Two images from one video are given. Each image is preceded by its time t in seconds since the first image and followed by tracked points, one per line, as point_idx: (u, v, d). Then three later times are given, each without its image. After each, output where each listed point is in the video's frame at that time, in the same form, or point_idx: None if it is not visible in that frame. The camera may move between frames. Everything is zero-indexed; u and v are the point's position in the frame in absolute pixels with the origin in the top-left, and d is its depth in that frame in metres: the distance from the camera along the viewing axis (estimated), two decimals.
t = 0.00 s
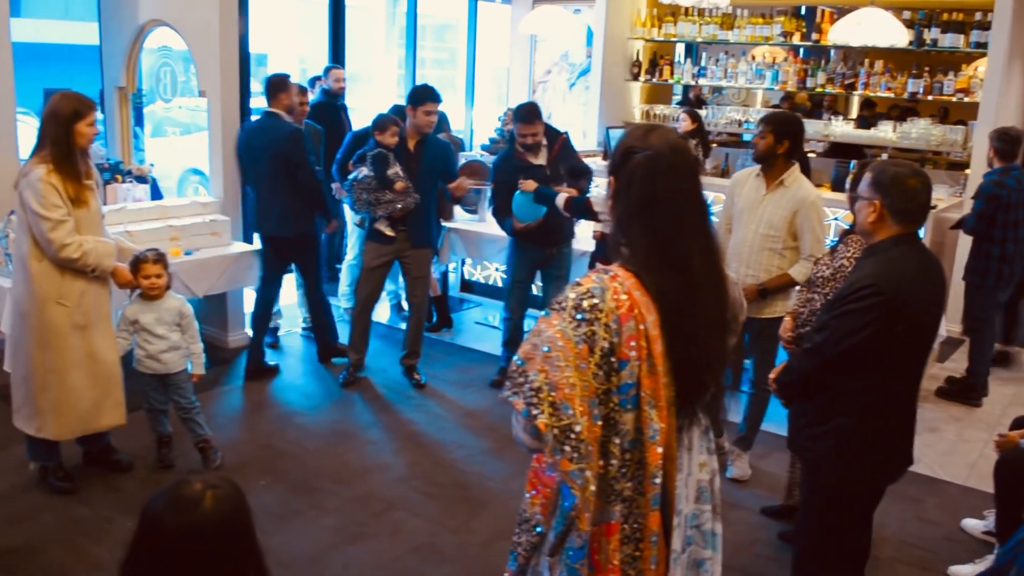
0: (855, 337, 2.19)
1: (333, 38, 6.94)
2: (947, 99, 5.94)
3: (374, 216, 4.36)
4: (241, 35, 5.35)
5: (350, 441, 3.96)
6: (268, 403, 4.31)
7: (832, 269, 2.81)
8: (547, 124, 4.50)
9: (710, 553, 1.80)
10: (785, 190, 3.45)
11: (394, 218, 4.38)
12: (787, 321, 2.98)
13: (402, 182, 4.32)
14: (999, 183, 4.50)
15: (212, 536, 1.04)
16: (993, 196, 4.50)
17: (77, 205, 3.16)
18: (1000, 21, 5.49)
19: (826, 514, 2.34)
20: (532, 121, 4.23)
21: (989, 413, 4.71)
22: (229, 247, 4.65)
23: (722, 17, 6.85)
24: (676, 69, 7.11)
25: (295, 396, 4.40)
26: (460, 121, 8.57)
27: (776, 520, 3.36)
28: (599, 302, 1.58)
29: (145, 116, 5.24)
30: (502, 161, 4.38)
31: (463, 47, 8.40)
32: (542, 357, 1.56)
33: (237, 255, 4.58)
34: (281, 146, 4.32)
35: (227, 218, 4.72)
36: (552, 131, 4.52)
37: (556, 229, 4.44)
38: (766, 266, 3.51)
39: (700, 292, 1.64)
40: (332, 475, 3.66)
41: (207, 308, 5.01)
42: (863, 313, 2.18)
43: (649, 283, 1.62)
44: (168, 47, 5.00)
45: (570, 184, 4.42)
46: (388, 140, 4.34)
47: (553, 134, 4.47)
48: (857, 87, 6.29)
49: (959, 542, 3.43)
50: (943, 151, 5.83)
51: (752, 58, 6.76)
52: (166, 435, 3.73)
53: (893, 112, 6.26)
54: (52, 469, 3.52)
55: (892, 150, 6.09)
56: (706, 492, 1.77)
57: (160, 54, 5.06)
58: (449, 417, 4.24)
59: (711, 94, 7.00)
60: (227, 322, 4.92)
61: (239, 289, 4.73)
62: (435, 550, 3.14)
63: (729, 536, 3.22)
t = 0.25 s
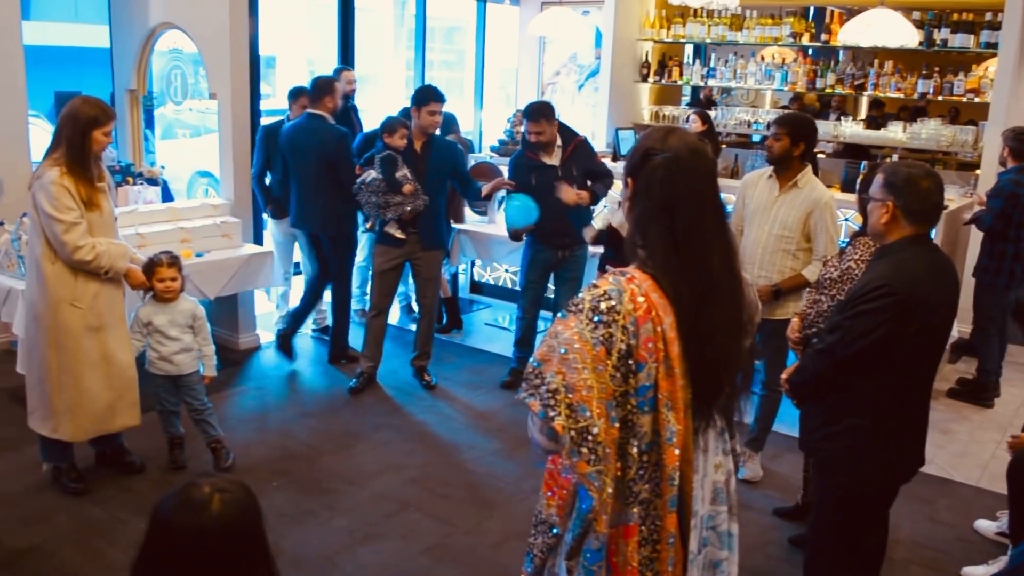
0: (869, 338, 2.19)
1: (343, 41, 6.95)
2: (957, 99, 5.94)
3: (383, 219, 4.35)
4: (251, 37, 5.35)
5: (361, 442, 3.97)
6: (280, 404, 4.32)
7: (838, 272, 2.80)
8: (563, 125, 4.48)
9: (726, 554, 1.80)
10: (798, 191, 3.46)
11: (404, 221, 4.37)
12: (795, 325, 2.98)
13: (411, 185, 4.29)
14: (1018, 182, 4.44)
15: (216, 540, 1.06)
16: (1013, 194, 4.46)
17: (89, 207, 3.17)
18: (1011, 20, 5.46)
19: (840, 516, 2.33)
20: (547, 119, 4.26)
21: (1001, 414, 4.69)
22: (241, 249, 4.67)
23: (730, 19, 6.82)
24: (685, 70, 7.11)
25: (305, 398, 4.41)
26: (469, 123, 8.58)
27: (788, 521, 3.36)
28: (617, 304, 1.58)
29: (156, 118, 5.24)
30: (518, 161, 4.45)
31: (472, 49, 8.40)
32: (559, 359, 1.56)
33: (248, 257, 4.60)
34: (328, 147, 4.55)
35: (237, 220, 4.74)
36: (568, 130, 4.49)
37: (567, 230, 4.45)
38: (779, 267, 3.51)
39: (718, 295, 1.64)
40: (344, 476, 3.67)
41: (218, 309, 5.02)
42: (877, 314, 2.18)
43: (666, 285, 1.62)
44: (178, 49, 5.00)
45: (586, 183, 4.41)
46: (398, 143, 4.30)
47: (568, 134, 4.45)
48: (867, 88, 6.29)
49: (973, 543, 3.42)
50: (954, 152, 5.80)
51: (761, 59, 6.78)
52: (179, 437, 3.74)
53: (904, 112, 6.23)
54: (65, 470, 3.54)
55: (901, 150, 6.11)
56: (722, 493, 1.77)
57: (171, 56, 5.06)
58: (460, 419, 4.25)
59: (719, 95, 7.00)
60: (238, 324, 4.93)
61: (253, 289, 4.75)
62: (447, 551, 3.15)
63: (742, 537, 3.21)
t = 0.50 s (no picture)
0: (876, 339, 2.20)
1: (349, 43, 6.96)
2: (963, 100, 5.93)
3: (381, 220, 4.34)
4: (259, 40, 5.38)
5: (368, 443, 3.98)
6: (287, 405, 4.33)
7: (839, 272, 2.81)
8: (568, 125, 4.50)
9: (735, 554, 1.80)
10: (804, 192, 3.46)
11: (403, 223, 4.37)
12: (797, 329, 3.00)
13: (407, 186, 4.28)
14: None
15: (223, 540, 1.06)
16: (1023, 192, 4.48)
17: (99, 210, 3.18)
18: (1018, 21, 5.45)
19: (848, 516, 2.34)
20: (548, 117, 4.29)
21: (1007, 415, 4.69)
22: (248, 250, 4.68)
23: (736, 20, 6.81)
24: (690, 71, 7.12)
25: (312, 398, 4.42)
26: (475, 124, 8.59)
27: (795, 522, 3.36)
28: (628, 305, 1.58)
29: (163, 120, 5.27)
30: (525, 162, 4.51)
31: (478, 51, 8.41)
32: (569, 360, 1.56)
33: (255, 258, 4.61)
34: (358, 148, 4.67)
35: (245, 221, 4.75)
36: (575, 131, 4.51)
37: (573, 231, 4.46)
38: (786, 268, 3.53)
39: (730, 296, 1.65)
40: (351, 477, 3.68)
41: (224, 310, 5.03)
42: (885, 315, 2.19)
43: (677, 286, 1.63)
44: (184, 51, 5.04)
45: (589, 186, 4.43)
46: (394, 144, 4.30)
47: (574, 135, 4.48)
48: (872, 89, 6.30)
49: (979, 545, 3.42)
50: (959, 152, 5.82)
51: (766, 60, 6.78)
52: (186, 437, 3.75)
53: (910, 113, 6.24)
54: (72, 471, 3.55)
55: (906, 151, 6.11)
56: (731, 494, 1.78)
57: (178, 58, 5.11)
58: (467, 420, 4.25)
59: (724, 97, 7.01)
60: (244, 325, 4.94)
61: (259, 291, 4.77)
62: (454, 552, 3.15)
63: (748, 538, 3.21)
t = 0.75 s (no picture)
0: (884, 342, 2.20)
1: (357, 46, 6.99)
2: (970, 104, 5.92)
3: (377, 223, 4.35)
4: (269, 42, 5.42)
5: (375, 444, 4.00)
6: (296, 406, 4.35)
7: (843, 276, 2.80)
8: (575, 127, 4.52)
9: (743, 556, 1.81)
10: (810, 195, 3.47)
11: (399, 226, 4.38)
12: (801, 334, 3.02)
13: (402, 190, 4.30)
14: None
15: (238, 538, 1.12)
16: None
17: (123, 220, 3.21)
18: None
19: (856, 520, 2.34)
20: (554, 115, 4.32)
21: (1015, 419, 4.68)
22: (257, 252, 4.70)
23: (742, 23, 6.82)
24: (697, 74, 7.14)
25: (320, 400, 4.43)
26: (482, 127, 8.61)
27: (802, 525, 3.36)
28: (638, 308, 1.59)
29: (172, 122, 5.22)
30: (532, 164, 4.52)
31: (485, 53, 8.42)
32: (579, 362, 1.57)
33: (264, 260, 4.63)
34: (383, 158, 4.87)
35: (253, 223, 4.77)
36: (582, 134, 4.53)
37: (581, 233, 4.46)
38: (793, 272, 3.53)
39: (740, 299, 1.66)
40: (358, 478, 3.69)
41: (232, 312, 5.05)
42: (893, 318, 2.19)
43: (687, 289, 1.64)
44: (194, 53, 5.04)
45: (593, 188, 4.45)
46: (390, 148, 4.31)
47: (581, 137, 4.48)
48: (879, 92, 6.29)
49: (986, 548, 3.42)
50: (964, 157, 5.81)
51: (773, 63, 6.78)
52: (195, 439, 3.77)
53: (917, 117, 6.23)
54: (81, 472, 3.57)
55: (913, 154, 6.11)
56: (739, 496, 1.79)
57: (187, 61, 5.10)
58: (474, 422, 4.26)
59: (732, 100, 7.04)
60: (252, 326, 4.96)
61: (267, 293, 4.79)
62: (462, 553, 3.16)
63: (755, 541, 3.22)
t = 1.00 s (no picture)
0: (899, 347, 2.18)
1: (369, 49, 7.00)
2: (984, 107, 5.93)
3: (374, 226, 4.38)
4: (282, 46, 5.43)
5: (386, 448, 3.99)
6: (307, 409, 4.35)
7: (856, 283, 2.79)
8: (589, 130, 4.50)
9: (756, 562, 1.80)
10: (822, 199, 3.45)
11: (398, 230, 4.40)
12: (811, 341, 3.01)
13: (398, 194, 4.33)
14: None
15: (256, 541, 1.11)
16: None
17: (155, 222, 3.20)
18: None
19: (871, 524, 2.32)
20: (569, 115, 4.34)
21: None
22: (269, 255, 4.71)
23: (755, 26, 6.80)
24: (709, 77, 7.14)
25: (332, 404, 4.43)
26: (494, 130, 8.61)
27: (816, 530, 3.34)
28: (653, 314, 1.59)
29: (184, 125, 5.31)
30: (544, 165, 4.53)
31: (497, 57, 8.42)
32: (596, 368, 1.58)
33: (276, 263, 4.63)
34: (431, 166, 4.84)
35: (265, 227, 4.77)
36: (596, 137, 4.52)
37: (593, 237, 4.45)
38: (804, 275, 3.51)
39: (756, 303, 1.65)
40: (369, 482, 3.69)
41: (244, 315, 5.06)
42: (908, 323, 2.18)
43: (703, 294, 1.64)
44: (206, 57, 5.07)
45: (605, 192, 4.43)
46: (389, 151, 4.35)
47: (594, 140, 4.47)
48: (892, 96, 6.29)
49: (1002, 555, 3.39)
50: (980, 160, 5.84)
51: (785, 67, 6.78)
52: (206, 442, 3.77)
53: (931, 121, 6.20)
54: (95, 475, 3.57)
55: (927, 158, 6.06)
56: (752, 501, 1.78)
57: (199, 64, 5.12)
58: (485, 426, 4.26)
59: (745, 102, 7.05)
60: (264, 329, 4.96)
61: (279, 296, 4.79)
62: (474, 557, 3.16)
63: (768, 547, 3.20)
